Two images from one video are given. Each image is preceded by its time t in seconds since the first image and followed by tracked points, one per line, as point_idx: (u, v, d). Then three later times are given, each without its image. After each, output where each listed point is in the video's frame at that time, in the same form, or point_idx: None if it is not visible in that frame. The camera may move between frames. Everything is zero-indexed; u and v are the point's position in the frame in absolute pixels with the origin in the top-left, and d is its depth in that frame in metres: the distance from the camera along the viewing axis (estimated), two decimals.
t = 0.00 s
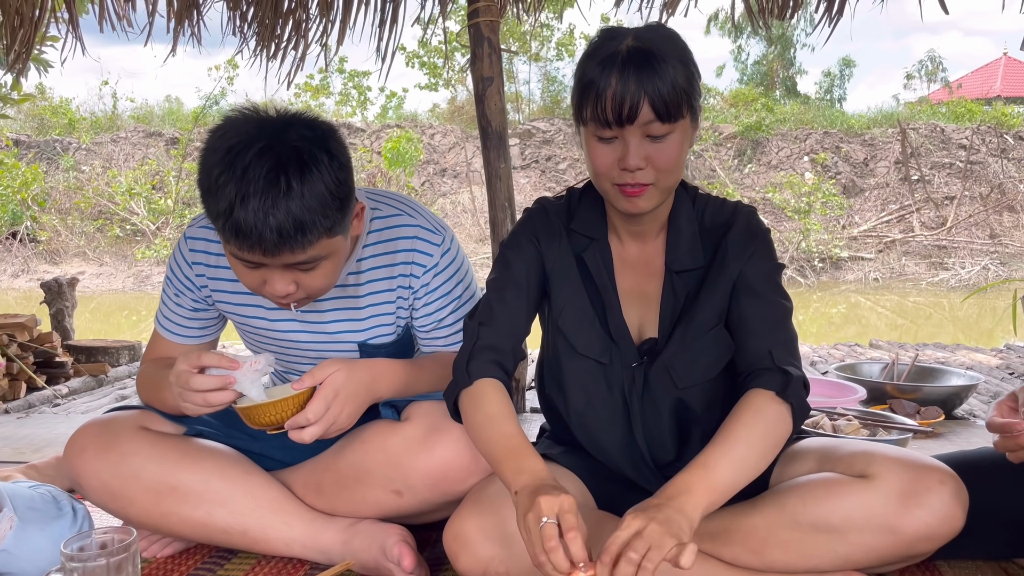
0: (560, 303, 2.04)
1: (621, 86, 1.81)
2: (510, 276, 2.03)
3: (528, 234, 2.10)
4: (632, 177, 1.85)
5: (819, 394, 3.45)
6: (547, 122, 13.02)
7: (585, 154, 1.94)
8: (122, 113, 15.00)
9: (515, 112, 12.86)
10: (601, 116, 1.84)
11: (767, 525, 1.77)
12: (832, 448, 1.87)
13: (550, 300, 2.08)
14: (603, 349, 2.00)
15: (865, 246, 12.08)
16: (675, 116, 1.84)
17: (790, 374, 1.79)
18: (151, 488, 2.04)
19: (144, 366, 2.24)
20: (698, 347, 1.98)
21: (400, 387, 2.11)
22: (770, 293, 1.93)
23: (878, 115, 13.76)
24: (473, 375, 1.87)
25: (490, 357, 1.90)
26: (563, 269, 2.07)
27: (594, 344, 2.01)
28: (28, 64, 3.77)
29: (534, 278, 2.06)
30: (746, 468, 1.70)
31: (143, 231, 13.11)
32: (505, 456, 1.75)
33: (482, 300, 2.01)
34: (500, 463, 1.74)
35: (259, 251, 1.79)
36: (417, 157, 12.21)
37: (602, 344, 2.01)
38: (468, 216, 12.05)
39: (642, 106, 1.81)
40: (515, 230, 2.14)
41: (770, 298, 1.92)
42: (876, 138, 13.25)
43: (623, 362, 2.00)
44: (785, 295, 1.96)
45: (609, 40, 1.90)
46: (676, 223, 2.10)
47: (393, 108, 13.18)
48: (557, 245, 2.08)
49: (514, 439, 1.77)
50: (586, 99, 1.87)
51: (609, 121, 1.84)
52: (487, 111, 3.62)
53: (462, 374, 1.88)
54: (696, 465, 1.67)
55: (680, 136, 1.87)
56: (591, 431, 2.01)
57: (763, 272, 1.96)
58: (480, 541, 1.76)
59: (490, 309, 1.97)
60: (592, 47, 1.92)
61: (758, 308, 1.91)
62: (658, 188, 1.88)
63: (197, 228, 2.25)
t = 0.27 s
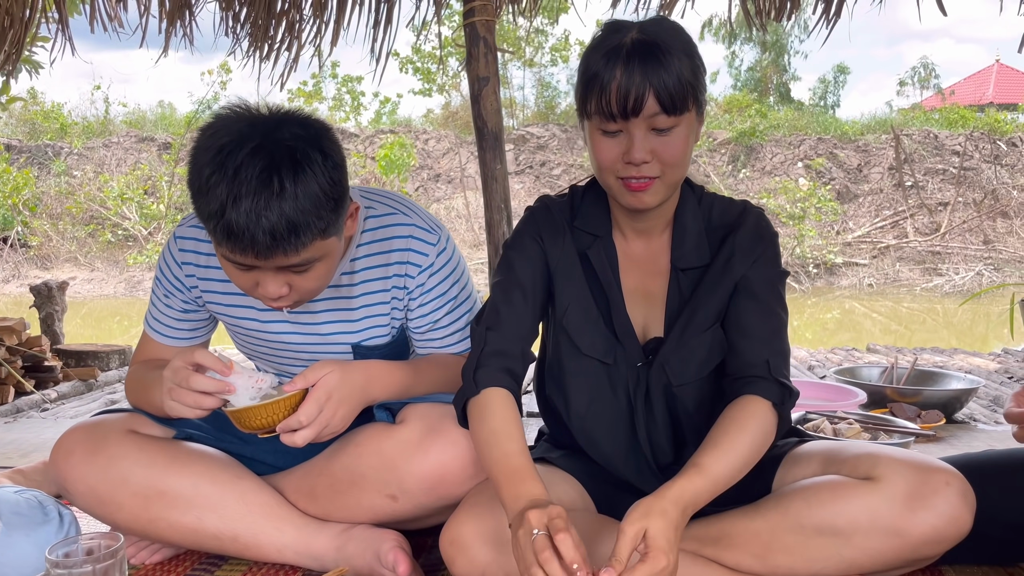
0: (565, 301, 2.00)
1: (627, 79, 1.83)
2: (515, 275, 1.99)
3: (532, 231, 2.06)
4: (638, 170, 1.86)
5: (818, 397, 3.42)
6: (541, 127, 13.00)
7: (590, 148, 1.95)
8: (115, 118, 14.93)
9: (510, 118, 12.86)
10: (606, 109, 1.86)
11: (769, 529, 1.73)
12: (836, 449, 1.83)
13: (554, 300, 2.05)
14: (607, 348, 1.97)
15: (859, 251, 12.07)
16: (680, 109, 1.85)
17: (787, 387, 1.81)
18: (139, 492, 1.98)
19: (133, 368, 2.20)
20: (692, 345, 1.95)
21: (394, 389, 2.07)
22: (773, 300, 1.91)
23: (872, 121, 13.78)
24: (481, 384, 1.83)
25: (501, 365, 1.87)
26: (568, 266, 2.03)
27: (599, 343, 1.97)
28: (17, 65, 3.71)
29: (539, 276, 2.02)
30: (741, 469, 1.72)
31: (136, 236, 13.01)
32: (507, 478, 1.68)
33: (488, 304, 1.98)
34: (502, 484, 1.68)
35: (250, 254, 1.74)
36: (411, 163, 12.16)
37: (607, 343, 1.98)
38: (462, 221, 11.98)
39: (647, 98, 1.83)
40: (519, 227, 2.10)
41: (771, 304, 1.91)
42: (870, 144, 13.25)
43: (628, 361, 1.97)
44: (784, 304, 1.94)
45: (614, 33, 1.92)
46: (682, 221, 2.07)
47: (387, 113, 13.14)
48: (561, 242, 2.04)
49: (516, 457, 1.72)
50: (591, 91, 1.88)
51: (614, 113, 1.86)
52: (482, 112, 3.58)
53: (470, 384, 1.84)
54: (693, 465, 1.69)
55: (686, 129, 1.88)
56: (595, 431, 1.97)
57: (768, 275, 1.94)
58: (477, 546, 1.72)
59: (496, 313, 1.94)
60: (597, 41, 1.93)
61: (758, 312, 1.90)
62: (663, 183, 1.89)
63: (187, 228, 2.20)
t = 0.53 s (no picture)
0: (565, 305, 1.98)
1: (628, 79, 1.81)
2: (514, 279, 1.96)
3: (532, 233, 2.03)
4: (639, 170, 1.85)
5: (814, 402, 3.41)
6: (536, 132, 12.99)
7: (589, 149, 1.93)
8: (108, 123, 14.88)
9: (505, 123, 12.88)
10: (607, 108, 1.85)
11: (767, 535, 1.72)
12: (836, 454, 1.81)
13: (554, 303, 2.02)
14: (608, 353, 1.95)
15: (853, 256, 12.08)
16: (682, 108, 1.84)
17: (784, 395, 1.81)
18: (127, 499, 1.95)
19: (122, 372, 2.17)
20: (690, 347, 1.93)
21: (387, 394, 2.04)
22: (772, 304, 1.90)
23: (864, 126, 13.83)
24: (478, 394, 1.80)
25: (500, 374, 1.84)
26: (568, 269, 2.01)
27: (599, 348, 1.95)
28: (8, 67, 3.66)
29: (540, 279, 1.99)
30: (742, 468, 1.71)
31: (129, 241, 12.92)
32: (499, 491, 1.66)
33: (486, 309, 1.95)
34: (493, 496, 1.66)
35: (242, 257, 1.71)
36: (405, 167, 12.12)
37: (608, 347, 1.95)
38: (457, 226, 11.93)
39: (649, 97, 1.81)
40: (519, 228, 2.07)
41: (771, 308, 1.90)
42: (863, 150, 13.29)
43: (629, 365, 1.95)
44: (784, 309, 1.93)
45: (614, 32, 1.90)
46: (682, 223, 2.05)
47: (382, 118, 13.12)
48: (561, 245, 2.02)
49: (511, 473, 1.69)
50: (591, 92, 1.87)
51: (616, 112, 1.84)
52: (477, 114, 3.56)
53: (468, 393, 1.82)
54: (700, 471, 1.68)
55: (687, 129, 1.87)
56: (594, 436, 1.94)
57: (768, 279, 1.93)
58: (471, 555, 1.69)
59: (496, 318, 1.92)
60: (597, 40, 1.92)
61: (758, 316, 1.89)
62: (664, 183, 1.88)
63: (176, 231, 2.17)
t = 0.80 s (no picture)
0: (561, 309, 1.95)
1: (628, 77, 1.79)
2: (510, 283, 1.94)
3: (527, 237, 2.01)
4: (641, 168, 1.83)
5: (811, 406, 3.38)
6: (531, 137, 12.97)
7: (587, 149, 1.91)
8: (102, 128, 14.83)
9: (500, 128, 12.88)
10: (607, 106, 1.82)
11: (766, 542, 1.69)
12: (836, 460, 1.78)
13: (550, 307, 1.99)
14: (604, 358, 1.92)
15: (847, 260, 12.08)
16: (683, 106, 1.83)
17: (776, 403, 1.79)
18: (114, 507, 1.91)
19: (110, 378, 2.13)
20: (685, 352, 1.90)
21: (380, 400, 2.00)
22: (769, 307, 1.88)
23: (858, 131, 13.86)
24: (476, 402, 1.77)
25: (499, 383, 1.81)
26: (563, 273, 1.98)
27: (595, 352, 1.92)
28: None
29: (535, 283, 1.97)
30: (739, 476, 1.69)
31: (122, 245, 12.85)
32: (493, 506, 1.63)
33: (482, 314, 1.93)
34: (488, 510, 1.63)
35: (230, 263, 1.68)
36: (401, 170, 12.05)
37: (604, 352, 1.93)
38: (451, 230, 11.87)
39: (650, 95, 1.80)
40: (513, 232, 2.04)
41: (767, 312, 1.88)
42: (857, 154, 13.30)
43: (626, 370, 1.92)
44: (781, 315, 1.91)
45: (611, 31, 1.89)
46: (679, 226, 2.02)
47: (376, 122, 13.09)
48: (557, 249, 1.99)
49: (508, 487, 1.66)
50: (589, 88, 1.84)
51: (616, 111, 1.82)
52: (471, 117, 3.54)
53: (466, 400, 1.79)
54: (698, 476, 1.66)
55: (687, 128, 1.86)
56: (591, 442, 1.91)
57: (764, 282, 1.91)
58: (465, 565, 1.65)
59: (492, 322, 1.89)
60: (593, 39, 1.90)
61: (754, 320, 1.87)
62: (665, 182, 1.86)
63: (164, 234, 2.13)
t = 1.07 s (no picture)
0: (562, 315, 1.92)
1: (646, 63, 1.91)
2: (509, 291, 1.91)
3: (522, 243, 1.98)
4: (660, 151, 1.91)
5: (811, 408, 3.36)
6: (526, 140, 12.95)
7: (598, 137, 1.95)
8: (96, 132, 14.78)
9: (495, 131, 12.87)
10: (628, 88, 1.92)
11: (770, 546, 1.65)
12: (838, 463, 1.76)
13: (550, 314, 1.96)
14: (608, 363, 1.89)
15: (843, 263, 12.08)
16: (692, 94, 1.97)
17: (796, 391, 1.76)
18: (104, 513, 1.87)
19: (101, 382, 2.10)
20: (693, 352, 1.87)
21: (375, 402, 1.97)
22: (774, 303, 1.85)
23: (853, 134, 13.87)
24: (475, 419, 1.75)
25: (499, 396, 1.78)
26: (561, 278, 1.95)
27: (599, 358, 1.89)
28: None
29: (535, 289, 1.94)
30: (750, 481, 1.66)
31: (115, 250, 12.79)
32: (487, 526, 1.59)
33: (481, 325, 1.91)
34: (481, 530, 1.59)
35: (223, 265, 1.65)
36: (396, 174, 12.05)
37: (608, 356, 1.90)
38: (446, 234, 11.84)
39: (669, 78, 1.92)
40: (508, 238, 2.02)
41: (772, 308, 1.85)
42: (851, 157, 13.31)
43: (630, 374, 1.90)
44: (785, 310, 1.89)
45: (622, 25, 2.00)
46: (679, 225, 2.00)
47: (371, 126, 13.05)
48: (554, 253, 1.96)
49: (501, 504, 1.62)
50: (605, 75, 1.94)
51: (636, 93, 1.92)
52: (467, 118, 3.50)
53: (464, 419, 1.76)
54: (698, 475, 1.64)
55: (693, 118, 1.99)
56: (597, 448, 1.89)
57: (768, 279, 1.89)
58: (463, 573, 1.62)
59: (491, 334, 1.87)
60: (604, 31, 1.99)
61: (759, 316, 1.84)
62: (677, 170, 1.94)
63: (155, 235, 2.10)
